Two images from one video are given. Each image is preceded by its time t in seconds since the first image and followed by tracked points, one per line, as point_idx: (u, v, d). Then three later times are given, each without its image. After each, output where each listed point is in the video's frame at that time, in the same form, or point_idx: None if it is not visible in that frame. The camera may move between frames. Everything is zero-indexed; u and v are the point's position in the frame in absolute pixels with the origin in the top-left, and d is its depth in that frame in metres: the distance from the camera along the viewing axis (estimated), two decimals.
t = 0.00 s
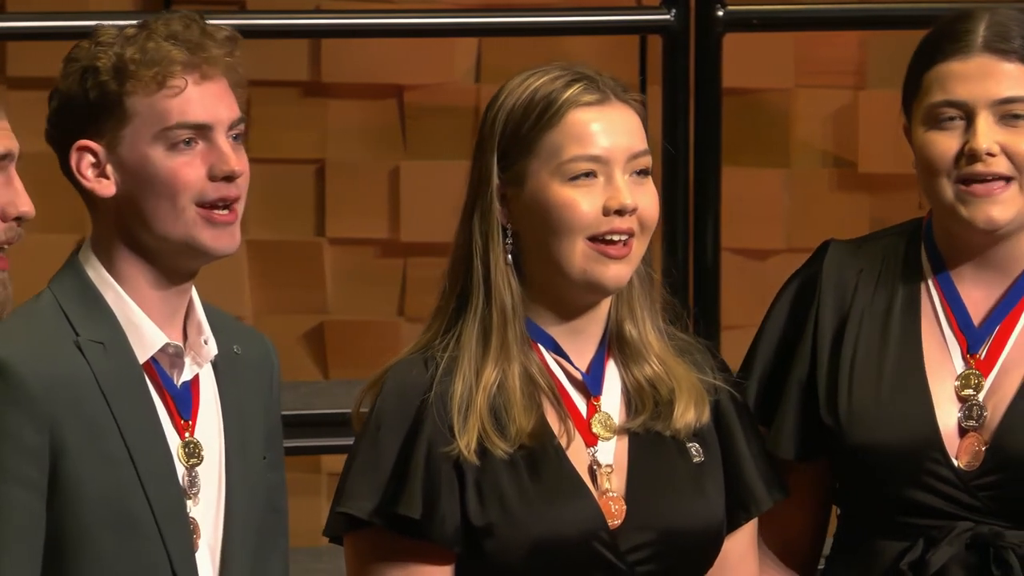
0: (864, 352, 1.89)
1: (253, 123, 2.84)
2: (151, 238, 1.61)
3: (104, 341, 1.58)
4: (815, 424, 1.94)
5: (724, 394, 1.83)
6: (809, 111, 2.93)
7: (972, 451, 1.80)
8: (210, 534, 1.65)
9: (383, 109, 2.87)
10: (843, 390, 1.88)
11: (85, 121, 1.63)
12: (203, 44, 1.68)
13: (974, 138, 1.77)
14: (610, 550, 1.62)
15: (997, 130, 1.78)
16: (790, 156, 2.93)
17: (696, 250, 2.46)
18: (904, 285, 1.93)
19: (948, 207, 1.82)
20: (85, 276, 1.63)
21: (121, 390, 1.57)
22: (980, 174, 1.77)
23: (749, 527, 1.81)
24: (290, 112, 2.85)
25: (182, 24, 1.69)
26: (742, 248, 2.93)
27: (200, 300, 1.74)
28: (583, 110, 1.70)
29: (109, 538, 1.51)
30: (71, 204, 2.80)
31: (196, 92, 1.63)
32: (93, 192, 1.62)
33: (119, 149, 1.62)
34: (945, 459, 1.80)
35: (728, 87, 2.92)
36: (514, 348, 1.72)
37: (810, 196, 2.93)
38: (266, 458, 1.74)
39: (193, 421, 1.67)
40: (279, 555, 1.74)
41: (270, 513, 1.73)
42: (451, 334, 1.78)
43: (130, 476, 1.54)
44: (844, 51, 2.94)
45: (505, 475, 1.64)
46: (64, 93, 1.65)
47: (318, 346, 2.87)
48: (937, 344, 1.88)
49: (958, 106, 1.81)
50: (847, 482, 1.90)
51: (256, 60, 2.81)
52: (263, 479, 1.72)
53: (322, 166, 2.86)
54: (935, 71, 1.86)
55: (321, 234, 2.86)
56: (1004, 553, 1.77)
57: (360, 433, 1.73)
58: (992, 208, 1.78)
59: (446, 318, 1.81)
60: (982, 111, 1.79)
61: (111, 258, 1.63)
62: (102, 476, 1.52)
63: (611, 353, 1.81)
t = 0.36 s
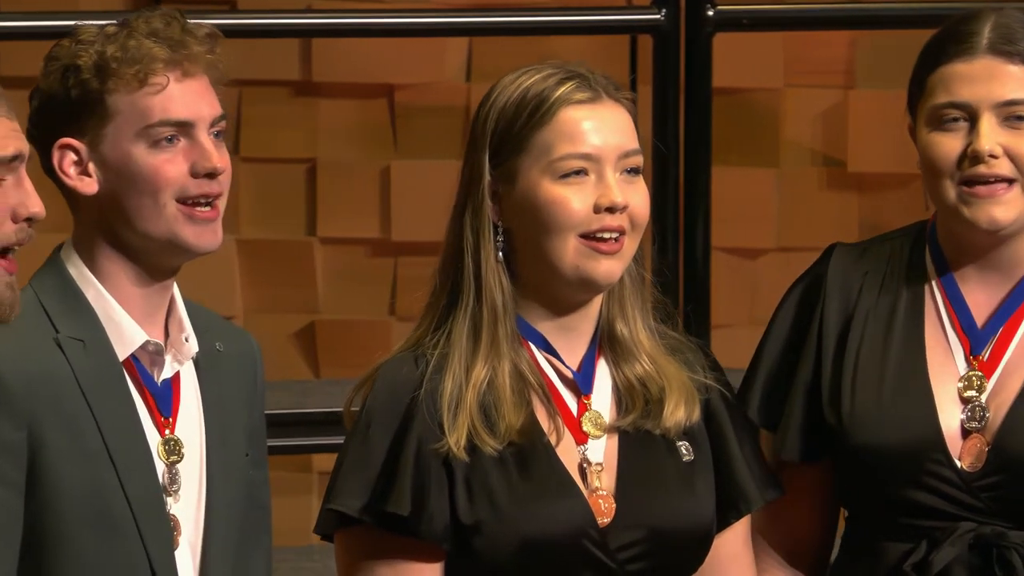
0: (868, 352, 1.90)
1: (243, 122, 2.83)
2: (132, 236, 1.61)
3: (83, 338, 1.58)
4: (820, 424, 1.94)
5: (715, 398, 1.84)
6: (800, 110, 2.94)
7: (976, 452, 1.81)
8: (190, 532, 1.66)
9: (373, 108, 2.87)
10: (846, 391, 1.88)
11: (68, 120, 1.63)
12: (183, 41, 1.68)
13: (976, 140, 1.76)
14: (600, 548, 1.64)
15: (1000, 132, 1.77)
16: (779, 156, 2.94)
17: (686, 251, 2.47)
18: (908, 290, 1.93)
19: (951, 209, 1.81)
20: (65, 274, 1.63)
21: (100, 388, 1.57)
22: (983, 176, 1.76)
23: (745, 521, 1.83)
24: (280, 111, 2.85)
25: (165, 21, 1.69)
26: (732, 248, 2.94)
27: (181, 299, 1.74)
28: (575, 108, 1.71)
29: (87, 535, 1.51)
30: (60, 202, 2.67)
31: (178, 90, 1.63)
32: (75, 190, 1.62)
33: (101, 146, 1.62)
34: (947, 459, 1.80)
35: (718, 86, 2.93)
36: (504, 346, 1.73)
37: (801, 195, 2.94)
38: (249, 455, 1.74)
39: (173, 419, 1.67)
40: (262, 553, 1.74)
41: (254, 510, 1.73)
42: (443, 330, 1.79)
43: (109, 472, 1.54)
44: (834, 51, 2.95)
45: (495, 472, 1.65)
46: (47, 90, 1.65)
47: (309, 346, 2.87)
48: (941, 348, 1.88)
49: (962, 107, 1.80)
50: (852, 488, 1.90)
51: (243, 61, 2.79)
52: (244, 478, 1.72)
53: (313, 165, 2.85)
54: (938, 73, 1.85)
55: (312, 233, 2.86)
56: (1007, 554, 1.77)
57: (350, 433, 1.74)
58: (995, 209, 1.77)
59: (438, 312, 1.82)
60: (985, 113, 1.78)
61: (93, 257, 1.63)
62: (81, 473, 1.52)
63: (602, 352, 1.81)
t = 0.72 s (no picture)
0: (859, 350, 1.91)
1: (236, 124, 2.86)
2: (129, 237, 1.63)
3: (78, 336, 1.61)
4: (812, 425, 1.95)
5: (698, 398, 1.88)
6: (784, 112, 2.99)
7: (967, 447, 1.82)
8: (179, 531, 1.67)
9: (366, 111, 2.90)
10: (839, 390, 1.89)
11: (67, 126, 1.66)
12: (179, 46, 1.70)
13: (964, 140, 1.78)
14: (588, 542, 1.67)
15: (987, 132, 1.79)
16: (766, 158, 2.98)
17: (675, 257, 2.51)
18: (898, 285, 1.94)
19: (938, 208, 1.82)
20: (63, 273, 1.66)
21: (93, 385, 1.60)
22: (969, 176, 1.78)
23: (719, 526, 1.86)
24: (273, 113, 2.87)
25: (160, 28, 1.72)
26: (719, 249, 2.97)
27: (178, 299, 1.77)
28: (576, 119, 1.73)
29: (78, 530, 1.54)
30: (58, 201, 2.75)
31: (173, 94, 1.65)
32: (75, 197, 1.65)
33: (99, 152, 1.65)
34: (942, 458, 1.81)
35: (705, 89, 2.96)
36: (501, 351, 1.76)
37: (787, 197, 2.98)
38: (243, 456, 1.77)
39: (165, 419, 1.70)
40: (258, 551, 1.76)
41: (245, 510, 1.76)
42: (438, 329, 1.82)
43: (101, 468, 1.57)
44: (820, 54, 2.98)
45: (489, 470, 1.68)
46: (46, 98, 1.68)
47: (302, 345, 2.91)
48: (931, 347, 1.89)
49: (949, 107, 1.82)
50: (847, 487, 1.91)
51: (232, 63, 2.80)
52: (235, 479, 1.73)
53: (306, 167, 2.89)
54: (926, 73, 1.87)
55: (304, 234, 2.90)
56: (1001, 545, 1.80)
57: (340, 425, 1.77)
58: (980, 203, 1.78)
59: (433, 312, 1.84)
60: (973, 114, 1.80)
61: (91, 258, 1.66)
62: (74, 469, 1.55)
63: (589, 355, 1.86)
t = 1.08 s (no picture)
0: (837, 347, 1.94)
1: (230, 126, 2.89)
2: (132, 240, 1.66)
3: (83, 334, 1.64)
4: (793, 418, 1.99)
5: (673, 399, 1.93)
6: (774, 114, 3.02)
7: (948, 436, 1.85)
8: (181, 526, 1.71)
9: (357, 114, 2.93)
10: (819, 381, 1.92)
11: (69, 130, 1.69)
12: (179, 52, 1.73)
13: (943, 144, 1.82)
14: (574, 536, 1.71)
15: (965, 137, 1.83)
16: (753, 160, 3.02)
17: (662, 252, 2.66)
18: (872, 286, 1.97)
19: (915, 211, 1.86)
20: (68, 271, 1.69)
21: (98, 380, 1.63)
22: (947, 179, 1.81)
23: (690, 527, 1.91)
24: (266, 117, 2.90)
25: (161, 33, 1.75)
26: (706, 249, 3.02)
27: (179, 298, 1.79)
28: (570, 138, 1.77)
29: (80, 525, 1.57)
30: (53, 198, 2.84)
31: (173, 99, 1.69)
32: (76, 199, 1.68)
33: (101, 156, 1.68)
34: (923, 447, 1.85)
35: (693, 92, 3.01)
36: (488, 348, 1.79)
37: (774, 198, 3.02)
38: (243, 455, 1.80)
39: (169, 416, 1.73)
40: (255, 549, 1.79)
41: (244, 508, 1.79)
42: (427, 327, 1.84)
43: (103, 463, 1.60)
44: (807, 57, 3.02)
45: (481, 469, 1.71)
46: (47, 102, 1.71)
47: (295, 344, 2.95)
48: (908, 337, 1.93)
49: (928, 111, 1.85)
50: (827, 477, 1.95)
51: (229, 68, 2.86)
52: (236, 476, 1.77)
53: (299, 169, 2.91)
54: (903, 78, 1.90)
55: (297, 235, 2.92)
56: (987, 532, 1.83)
57: (326, 422, 1.81)
58: (958, 210, 1.83)
59: (424, 311, 1.86)
60: (951, 118, 1.84)
61: (95, 259, 1.69)
62: (76, 463, 1.58)
63: (568, 354, 1.90)
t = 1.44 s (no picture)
0: (813, 350, 1.98)
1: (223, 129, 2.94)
2: (129, 240, 1.70)
3: (83, 334, 1.67)
4: (770, 430, 2.02)
5: (650, 401, 1.97)
6: (760, 117, 3.06)
7: (929, 443, 1.89)
8: (181, 522, 1.74)
9: (348, 115, 2.96)
10: (800, 391, 1.96)
11: (67, 128, 1.72)
12: (177, 52, 1.76)
13: (917, 145, 1.86)
14: (558, 536, 1.75)
15: (939, 138, 1.87)
16: (739, 161, 3.06)
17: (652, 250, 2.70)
18: (844, 285, 2.02)
19: (887, 209, 1.90)
20: (65, 272, 1.72)
21: (99, 379, 1.66)
22: (921, 179, 1.85)
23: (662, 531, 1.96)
24: (260, 120, 2.95)
25: (158, 33, 1.78)
26: (693, 249, 3.07)
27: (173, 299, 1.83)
28: (553, 139, 1.80)
29: (84, 521, 1.60)
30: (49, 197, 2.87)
31: (171, 100, 1.73)
32: (72, 196, 1.72)
33: (98, 155, 1.71)
34: (905, 455, 1.88)
35: (681, 94, 3.05)
36: (471, 348, 1.82)
37: (760, 199, 3.06)
38: (236, 454, 1.83)
39: (167, 413, 1.76)
40: (249, 546, 1.83)
41: (239, 505, 1.82)
42: (411, 327, 1.88)
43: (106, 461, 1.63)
44: (793, 60, 3.06)
45: (466, 466, 1.75)
46: (44, 99, 1.74)
47: (286, 343, 2.98)
48: (884, 346, 1.96)
49: (902, 113, 1.89)
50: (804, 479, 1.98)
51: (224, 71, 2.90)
52: (231, 474, 1.80)
53: (291, 170, 2.95)
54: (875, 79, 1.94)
55: (289, 235, 2.96)
56: (970, 537, 1.87)
57: (312, 420, 1.84)
58: (930, 205, 1.87)
59: (408, 312, 1.90)
60: (924, 120, 1.88)
61: (92, 259, 1.72)
62: (78, 461, 1.61)
63: (550, 353, 1.94)
